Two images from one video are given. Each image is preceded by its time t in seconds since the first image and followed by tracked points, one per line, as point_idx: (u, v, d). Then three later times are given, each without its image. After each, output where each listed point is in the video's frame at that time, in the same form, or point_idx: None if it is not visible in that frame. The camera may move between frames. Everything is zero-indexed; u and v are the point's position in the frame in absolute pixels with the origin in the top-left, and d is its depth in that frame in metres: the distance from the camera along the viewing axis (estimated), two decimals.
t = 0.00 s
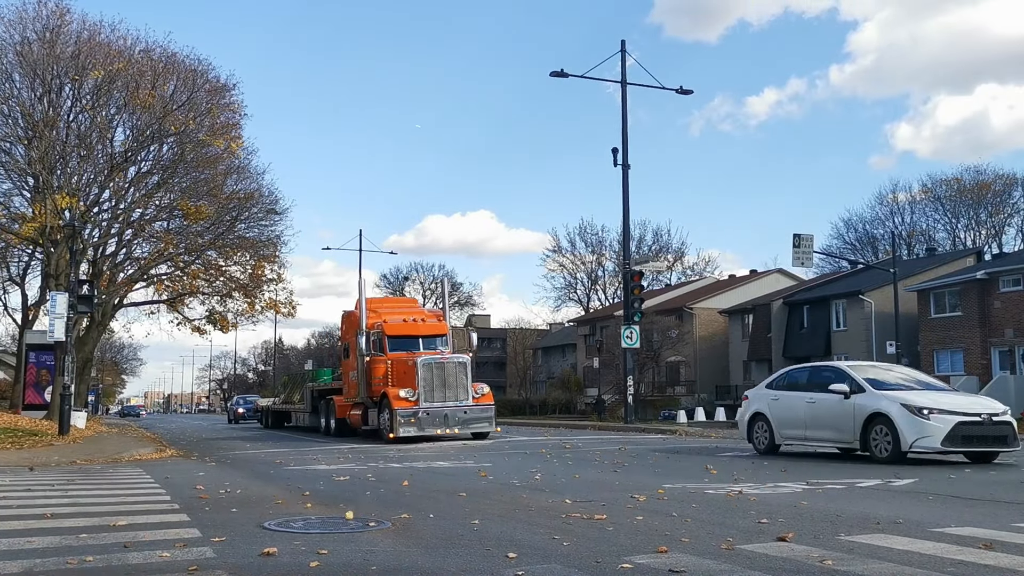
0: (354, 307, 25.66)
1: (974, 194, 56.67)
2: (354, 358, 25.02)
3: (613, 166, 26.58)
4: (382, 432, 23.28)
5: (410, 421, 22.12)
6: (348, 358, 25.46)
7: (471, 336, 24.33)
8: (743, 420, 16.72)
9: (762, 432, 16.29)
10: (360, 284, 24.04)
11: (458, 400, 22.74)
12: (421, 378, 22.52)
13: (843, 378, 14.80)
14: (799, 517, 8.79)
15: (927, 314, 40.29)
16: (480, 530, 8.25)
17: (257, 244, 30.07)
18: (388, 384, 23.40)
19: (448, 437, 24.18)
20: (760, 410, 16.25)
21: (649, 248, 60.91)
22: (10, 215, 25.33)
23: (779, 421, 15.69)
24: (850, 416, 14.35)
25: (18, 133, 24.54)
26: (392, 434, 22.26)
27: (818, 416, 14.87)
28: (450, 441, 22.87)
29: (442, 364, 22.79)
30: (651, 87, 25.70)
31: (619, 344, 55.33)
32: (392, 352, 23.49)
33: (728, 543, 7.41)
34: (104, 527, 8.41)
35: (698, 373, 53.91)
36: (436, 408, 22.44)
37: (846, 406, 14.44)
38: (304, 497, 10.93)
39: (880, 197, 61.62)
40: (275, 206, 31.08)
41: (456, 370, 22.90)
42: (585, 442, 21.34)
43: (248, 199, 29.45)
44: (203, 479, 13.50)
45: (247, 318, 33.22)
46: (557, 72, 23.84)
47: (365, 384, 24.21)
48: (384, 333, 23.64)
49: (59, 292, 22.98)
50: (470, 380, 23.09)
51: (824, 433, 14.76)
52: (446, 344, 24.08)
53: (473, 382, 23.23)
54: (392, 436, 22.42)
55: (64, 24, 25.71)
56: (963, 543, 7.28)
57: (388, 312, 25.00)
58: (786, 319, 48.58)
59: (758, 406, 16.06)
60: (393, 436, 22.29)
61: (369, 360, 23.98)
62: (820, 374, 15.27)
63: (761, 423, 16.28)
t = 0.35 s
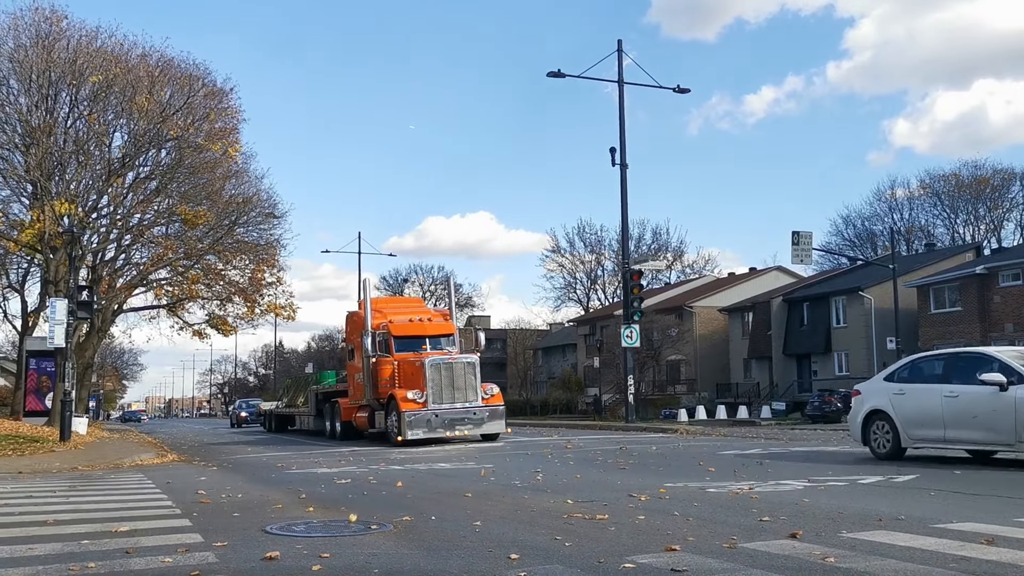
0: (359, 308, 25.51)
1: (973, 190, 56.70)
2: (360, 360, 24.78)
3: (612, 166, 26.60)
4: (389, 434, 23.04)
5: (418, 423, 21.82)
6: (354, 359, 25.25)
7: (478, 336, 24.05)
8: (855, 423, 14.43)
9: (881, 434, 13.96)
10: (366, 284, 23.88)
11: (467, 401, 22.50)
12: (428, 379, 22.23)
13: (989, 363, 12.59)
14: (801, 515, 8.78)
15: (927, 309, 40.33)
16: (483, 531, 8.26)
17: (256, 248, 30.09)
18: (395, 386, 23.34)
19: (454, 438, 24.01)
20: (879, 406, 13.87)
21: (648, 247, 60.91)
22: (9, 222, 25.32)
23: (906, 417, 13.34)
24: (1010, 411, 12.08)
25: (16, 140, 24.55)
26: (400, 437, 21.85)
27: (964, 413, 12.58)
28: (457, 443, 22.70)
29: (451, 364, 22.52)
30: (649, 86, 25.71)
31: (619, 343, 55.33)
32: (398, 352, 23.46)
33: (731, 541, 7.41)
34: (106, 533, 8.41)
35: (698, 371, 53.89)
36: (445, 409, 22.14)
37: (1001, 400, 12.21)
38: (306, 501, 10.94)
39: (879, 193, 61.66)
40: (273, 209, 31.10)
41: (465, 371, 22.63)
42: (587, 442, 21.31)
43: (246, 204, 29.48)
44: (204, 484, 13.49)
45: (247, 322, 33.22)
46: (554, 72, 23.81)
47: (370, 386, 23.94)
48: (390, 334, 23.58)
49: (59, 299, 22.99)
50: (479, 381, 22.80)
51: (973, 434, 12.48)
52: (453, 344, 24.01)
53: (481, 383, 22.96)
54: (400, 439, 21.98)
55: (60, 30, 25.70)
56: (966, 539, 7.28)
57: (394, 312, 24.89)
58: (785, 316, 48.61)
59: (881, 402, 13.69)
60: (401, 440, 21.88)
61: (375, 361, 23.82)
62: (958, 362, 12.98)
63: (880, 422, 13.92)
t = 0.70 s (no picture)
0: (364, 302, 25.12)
1: (974, 191, 56.68)
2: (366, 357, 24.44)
3: (613, 165, 26.59)
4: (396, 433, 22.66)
5: (427, 422, 21.46)
6: (360, 356, 24.95)
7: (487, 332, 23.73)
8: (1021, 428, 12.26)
9: None
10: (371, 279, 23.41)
11: (477, 398, 22.15)
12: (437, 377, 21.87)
13: None
14: (801, 515, 8.79)
15: (927, 311, 40.34)
16: (482, 529, 8.26)
17: (256, 245, 30.09)
18: (401, 383, 22.89)
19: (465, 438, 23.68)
20: None
21: (649, 247, 60.89)
22: (9, 217, 25.32)
23: None
24: None
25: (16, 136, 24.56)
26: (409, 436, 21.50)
27: None
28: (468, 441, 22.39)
29: (460, 361, 22.13)
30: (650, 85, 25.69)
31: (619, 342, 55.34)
32: (406, 348, 23.05)
33: (732, 541, 7.41)
34: (105, 529, 8.42)
35: (698, 371, 53.89)
36: (454, 407, 21.78)
37: None
38: (305, 498, 10.94)
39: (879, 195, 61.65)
40: (274, 207, 31.09)
41: (474, 368, 22.23)
42: (587, 442, 21.32)
43: (247, 201, 29.46)
44: (203, 481, 13.50)
45: (248, 319, 33.22)
46: (556, 72, 23.80)
47: (377, 384, 23.59)
48: (397, 330, 23.19)
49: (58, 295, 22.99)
50: (489, 378, 22.45)
51: None
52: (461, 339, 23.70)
53: (491, 380, 22.62)
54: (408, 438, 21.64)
55: (60, 24, 25.66)
56: (964, 540, 7.28)
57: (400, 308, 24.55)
58: (785, 316, 48.62)
59: None
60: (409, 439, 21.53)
61: (381, 358, 23.42)
62: None
63: None
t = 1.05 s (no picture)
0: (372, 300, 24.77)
1: (973, 190, 56.67)
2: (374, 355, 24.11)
3: (612, 164, 26.59)
4: (405, 434, 22.22)
5: (437, 421, 21.04)
6: (367, 354, 24.63)
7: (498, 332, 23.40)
8: None
9: None
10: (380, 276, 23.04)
11: (489, 399, 21.75)
12: (447, 376, 21.43)
13: None
14: (799, 515, 8.80)
15: (926, 310, 40.36)
16: (483, 528, 8.28)
17: (256, 245, 30.11)
18: (410, 383, 22.42)
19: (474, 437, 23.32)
20: None
21: (649, 246, 60.89)
22: (9, 217, 25.32)
23: None
24: None
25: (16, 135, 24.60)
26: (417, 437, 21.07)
27: None
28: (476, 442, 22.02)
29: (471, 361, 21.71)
30: (650, 85, 25.69)
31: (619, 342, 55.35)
32: (415, 347, 22.72)
33: (732, 541, 7.43)
34: (105, 529, 8.42)
35: (698, 370, 53.91)
36: (464, 407, 21.38)
37: None
38: (305, 497, 10.96)
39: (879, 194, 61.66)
40: (274, 206, 31.11)
41: (486, 368, 21.88)
42: (586, 441, 21.34)
43: (247, 201, 29.47)
44: (203, 480, 13.51)
45: (248, 319, 33.24)
46: (555, 71, 23.80)
47: (386, 383, 23.18)
48: (407, 328, 22.86)
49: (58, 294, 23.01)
50: (500, 378, 22.08)
51: None
52: (471, 338, 23.40)
53: (503, 381, 22.24)
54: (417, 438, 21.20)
55: (60, 24, 25.67)
56: (963, 540, 7.29)
57: (410, 305, 24.19)
58: (785, 316, 48.65)
59: None
60: (418, 439, 21.10)
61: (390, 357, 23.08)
62: None
63: None
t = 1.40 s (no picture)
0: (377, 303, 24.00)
1: (969, 198, 56.81)
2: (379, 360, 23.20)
3: (609, 171, 26.61)
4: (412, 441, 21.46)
5: (445, 427, 20.33)
6: (372, 358, 23.71)
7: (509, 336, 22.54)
8: None
9: None
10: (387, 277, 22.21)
11: (500, 406, 20.99)
12: (457, 380, 20.73)
13: None
14: (797, 522, 8.77)
15: (922, 318, 40.40)
16: (480, 537, 8.25)
17: (252, 252, 30.10)
18: (418, 388, 21.56)
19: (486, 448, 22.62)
20: None
21: (646, 253, 60.90)
22: (5, 224, 25.30)
23: None
24: None
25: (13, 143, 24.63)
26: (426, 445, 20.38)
27: None
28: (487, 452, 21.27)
29: (482, 365, 21.02)
30: (647, 92, 25.74)
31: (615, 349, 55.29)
32: (423, 351, 21.82)
33: (729, 549, 7.41)
34: (100, 537, 8.39)
35: (694, 377, 53.86)
36: (473, 413, 20.64)
37: None
38: (300, 505, 10.91)
39: (875, 201, 61.80)
40: (271, 213, 31.13)
41: (497, 372, 21.11)
42: (583, 448, 21.29)
43: (245, 208, 29.46)
44: (199, 488, 13.45)
45: (244, 326, 33.20)
46: (553, 78, 23.87)
47: (391, 388, 22.37)
48: (414, 331, 21.95)
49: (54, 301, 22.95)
50: (512, 384, 21.28)
51: None
52: (480, 343, 22.51)
53: (515, 386, 21.43)
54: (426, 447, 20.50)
55: (59, 32, 25.70)
56: (961, 548, 7.28)
57: (417, 308, 23.34)
58: (782, 323, 48.66)
59: None
60: (427, 447, 20.40)
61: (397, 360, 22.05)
62: None
63: None
